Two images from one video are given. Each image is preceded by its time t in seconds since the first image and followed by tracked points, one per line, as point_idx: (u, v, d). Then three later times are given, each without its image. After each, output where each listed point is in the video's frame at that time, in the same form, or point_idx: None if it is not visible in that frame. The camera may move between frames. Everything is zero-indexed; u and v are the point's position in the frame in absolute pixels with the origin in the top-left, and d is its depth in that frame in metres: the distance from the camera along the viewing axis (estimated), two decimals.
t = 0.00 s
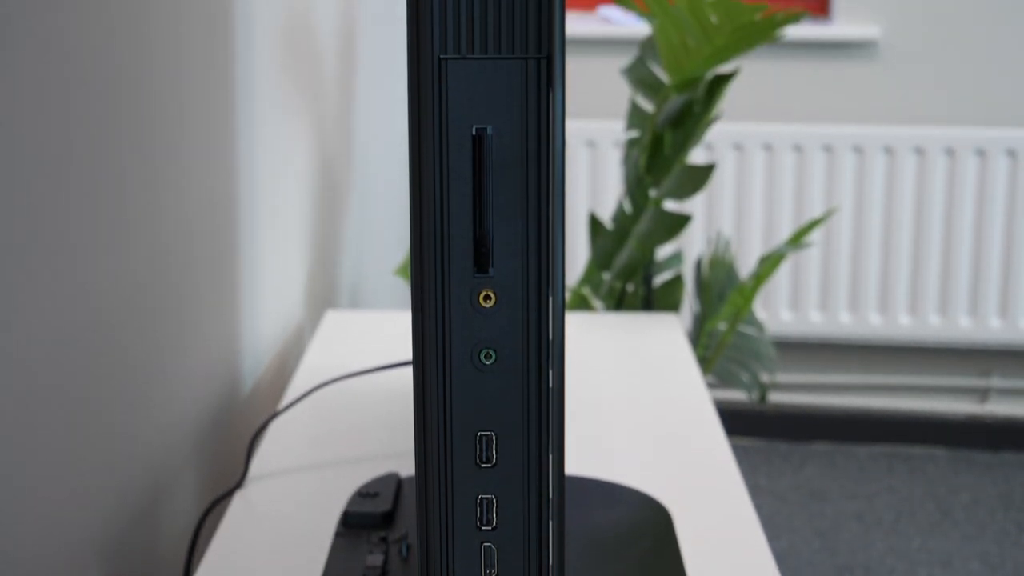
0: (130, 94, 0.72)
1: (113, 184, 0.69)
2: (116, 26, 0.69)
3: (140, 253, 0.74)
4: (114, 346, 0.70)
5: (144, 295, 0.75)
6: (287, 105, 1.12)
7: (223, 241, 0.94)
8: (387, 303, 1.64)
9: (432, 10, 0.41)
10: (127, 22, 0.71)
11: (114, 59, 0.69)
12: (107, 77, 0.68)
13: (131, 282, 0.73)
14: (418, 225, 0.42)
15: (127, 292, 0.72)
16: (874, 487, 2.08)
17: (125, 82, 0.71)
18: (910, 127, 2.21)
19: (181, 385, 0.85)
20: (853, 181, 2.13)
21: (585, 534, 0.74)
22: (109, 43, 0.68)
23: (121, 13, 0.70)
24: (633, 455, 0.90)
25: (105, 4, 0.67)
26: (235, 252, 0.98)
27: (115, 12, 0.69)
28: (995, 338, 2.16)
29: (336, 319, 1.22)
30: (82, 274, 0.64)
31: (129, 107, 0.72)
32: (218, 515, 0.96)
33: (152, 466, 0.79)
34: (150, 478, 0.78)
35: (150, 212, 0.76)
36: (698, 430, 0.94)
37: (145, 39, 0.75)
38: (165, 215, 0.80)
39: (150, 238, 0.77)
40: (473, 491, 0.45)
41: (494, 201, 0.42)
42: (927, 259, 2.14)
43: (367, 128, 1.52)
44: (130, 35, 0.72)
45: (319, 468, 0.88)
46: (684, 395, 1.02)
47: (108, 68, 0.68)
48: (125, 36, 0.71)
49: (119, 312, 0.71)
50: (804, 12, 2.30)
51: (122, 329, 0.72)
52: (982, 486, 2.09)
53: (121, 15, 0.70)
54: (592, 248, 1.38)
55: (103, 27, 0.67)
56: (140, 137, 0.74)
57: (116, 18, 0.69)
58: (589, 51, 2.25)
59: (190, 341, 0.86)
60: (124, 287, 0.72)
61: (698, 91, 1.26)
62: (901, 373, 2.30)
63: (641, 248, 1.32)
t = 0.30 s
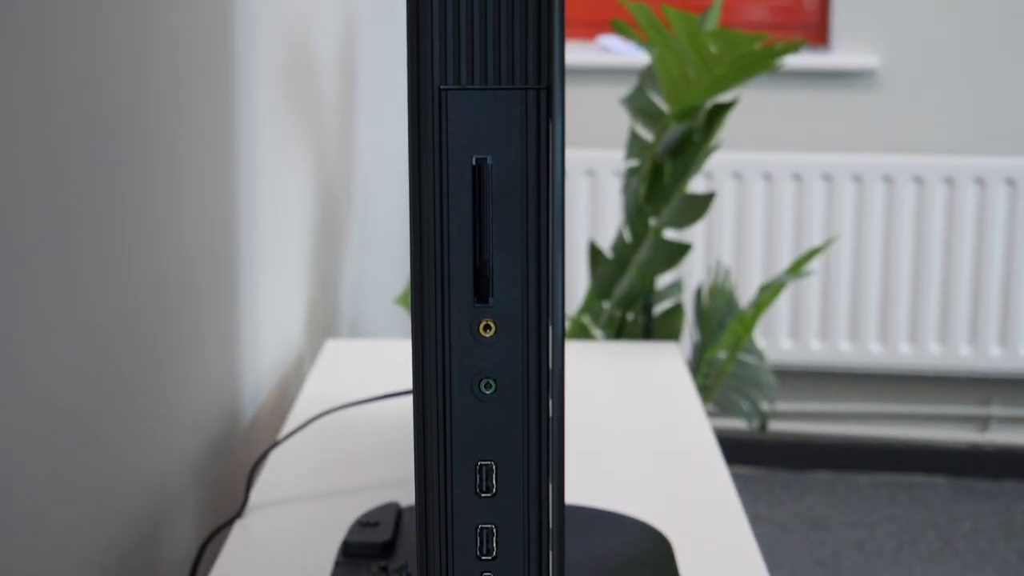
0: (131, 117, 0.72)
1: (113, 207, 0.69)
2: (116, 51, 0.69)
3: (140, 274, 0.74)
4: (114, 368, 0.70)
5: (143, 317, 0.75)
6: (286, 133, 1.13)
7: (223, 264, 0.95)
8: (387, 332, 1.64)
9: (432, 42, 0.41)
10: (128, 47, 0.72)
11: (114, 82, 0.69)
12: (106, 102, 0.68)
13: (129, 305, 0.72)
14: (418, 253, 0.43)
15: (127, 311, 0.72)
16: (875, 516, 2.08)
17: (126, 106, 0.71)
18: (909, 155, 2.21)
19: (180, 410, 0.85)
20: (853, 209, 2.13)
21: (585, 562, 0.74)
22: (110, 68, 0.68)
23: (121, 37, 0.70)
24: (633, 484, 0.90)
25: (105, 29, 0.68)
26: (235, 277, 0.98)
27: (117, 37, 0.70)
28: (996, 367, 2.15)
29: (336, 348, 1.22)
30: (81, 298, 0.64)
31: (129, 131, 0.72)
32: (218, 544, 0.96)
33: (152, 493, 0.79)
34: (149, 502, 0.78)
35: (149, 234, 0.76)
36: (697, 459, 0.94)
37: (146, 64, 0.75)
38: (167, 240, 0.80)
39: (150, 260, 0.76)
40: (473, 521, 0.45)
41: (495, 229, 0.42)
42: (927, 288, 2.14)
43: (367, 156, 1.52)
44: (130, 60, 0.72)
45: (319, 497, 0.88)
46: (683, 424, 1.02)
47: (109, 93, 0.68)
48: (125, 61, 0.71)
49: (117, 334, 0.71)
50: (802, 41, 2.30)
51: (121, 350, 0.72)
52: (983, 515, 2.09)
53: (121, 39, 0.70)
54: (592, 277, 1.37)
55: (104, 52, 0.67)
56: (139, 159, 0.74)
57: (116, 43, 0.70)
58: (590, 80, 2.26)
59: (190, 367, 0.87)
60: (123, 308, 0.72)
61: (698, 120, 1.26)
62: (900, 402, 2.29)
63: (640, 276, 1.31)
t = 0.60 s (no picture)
0: (142, 152, 0.71)
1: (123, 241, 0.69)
2: (129, 85, 0.69)
3: (146, 309, 0.74)
4: (118, 402, 0.70)
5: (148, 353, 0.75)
6: (291, 166, 1.12)
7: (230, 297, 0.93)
8: (388, 362, 1.65)
9: (433, 75, 0.44)
10: (140, 81, 0.71)
11: (126, 116, 0.69)
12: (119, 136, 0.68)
13: (133, 341, 0.72)
14: (419, 277, 0.46)
15: (131, 346, 0.71)
16: (876, 547, 2.08)
17: (139, 141, 0.71)
18: (909, 185, 2.21)
19: (186, 442, 0.85)
20: (853, 240, 2.14)
21: None
22: (123, 103, 0.68)
23: (134, 72, 0.70)
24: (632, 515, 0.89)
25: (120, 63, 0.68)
26: (240, 311, 0.97)
27: (129, 71, 0.70)
28: (996, 397, 2.15)
29: (335, 379, 1.22)
30: (92, 328, 0.65)
31: (142, 165, 0.72)
32: None
33: (156, 524, 0.78)
34: (148, 537, 0.76)
35: (157, 271, 0.76)
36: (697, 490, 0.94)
37: (158, 99, 0.74)
38: (176, 272, 0.79)
39: (158, 292, 0.76)
40: (474, 548, 0.48)
41: (494, 266, 0.45)
42: (927, 319, 2.14)
43: (368, 186, 1.53)
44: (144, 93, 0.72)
45: (319, 527, 0.88)
46: (683, 454, 1.02)
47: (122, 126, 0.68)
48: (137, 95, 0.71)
49: (122, 367, 0.70)
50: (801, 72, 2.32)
51: (126, 387, 0.71)
52: (984, 545, 2.09)
53: (133, 75, 0.70)
54: (591, 307, 1.37)
55: (117, 84, 0.67)
56: (151, 194, 0.74)
57: (131, 77, 0.69)
58: (590, 110, 2.26)
59: (194, 400, 0.86)
60: (127, 340, 0.71)
61: (697, 150, 1.26)
62: (899, 432, 2.29)
63: (639, 306, 1.31)
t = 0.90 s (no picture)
0: (145, 179, 0.72)
1: (126, 272, 0.69)
2: (133, 112, 0.69)
3: (150, 337, 0.74)
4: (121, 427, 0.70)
5: (151, 380, 0.75)
6: (293, 197, 1.12)
7: (231, 327, 0.93)
8: (388, 391, 1.65)
9: (432, 106, 0.45)
10: (145, 107, 0.72)
11: (131, 147, 0.69)
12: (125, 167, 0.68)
13: (136, 368, 0.72)
14: (418, 305, 0.47)
15: (134, 371, 0.71)
16: None
17: (145, 167, 0.72)
18: (909, 214, 2.22)
19: (189, 472, 0.85)
20: (853, 269, 2.14)
21: None
22: (128, 135, 0.69)
23: (138, 104, 0.70)
24: (631, 544, 0.89)
25: (125, 95, 0.68)
26: (241, 341, 0.97)
27: (135, 97, 0.70)
28: (997, 426, 2.15)
29: (335, 408, 1.22)
30: (96, 355, 0.65)
31: (146, 195, 0.72)
32: None
33: (157, 552, 0.78)
34: (149, 566, 0.76)
35: (160, 299, 0.76)
36: (696, 519, 0.94)
37: (161, 130, 0.75)
38: (177, 301, 0.79)
39: (161, 319, 0.76)
40: None
41: (495, 297, 0.46)
42: (926, 348, 2.13)
43: (368, 216, 1.53)
44: (148, 125, 0.72)
45: (319, 557, 0.88)
46: (683, 483, 1.02)
47: (127, 157, 0.68)
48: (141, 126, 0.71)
49: (126, 393, 0.70)
50: (800, 101, 2.32)
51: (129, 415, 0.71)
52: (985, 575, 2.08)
53: (137, 107, 0.70)
54: (592, 337, 1.36)
55: (122, 116, 0.68)
56: (155, 224, 0.74)
57: (135, 104, 0.70)
58: (590, 140, 2.27)
59: (195, 432, 0.86)
60: (130, 366, 0.71)
61: (696, 180, 1.26)
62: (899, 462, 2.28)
63: (639, 335, 1.30)
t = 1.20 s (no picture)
0: (147, 202, 0.72)
1: (127, 297, 0.69)
2: (136, 135, 0.70)
3: (152, 362, 0.74)
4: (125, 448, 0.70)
5: (154, 403, 0.75)
6: (293, 222, 1.12)
7: (234, 353, 0.93)
8: (388, 417, 1.65)
9: (433, 136, 0.47)
10: (147, 130, 0.72)
11: (133, 173, 0.69)
12: (127, 194, 0.68)
13: (138, 390, 0.72)
14: (419, 330, 0.49)
15: (137, 393, 0.71)
16: None
17: (147, 190, 0.72)
18: (909, 239, 2.22)
19: (191, 498, 0.85)
20: (852, 295, 2.14)
21: None
22: (130, 161, 0.69)
23: (140, 131, 0.71)
24: (633, 570, 0.89)
25: (127, 122, 0.69)
26: (242, 368, 0.97)
27: (137, 121, 0.70)
28: (997, 452, 2.15)
29: (335, 434, 1.22)
30: (100, 377, 0.65)
31: (149, 221, 0.72)
32: None
33: None
34: None
35: (161, 323, 0.76)
36: (699, 545, 0.94)
37: (163, 154, 0.75)
38: (177, 323, 0.79)
39: (162, 342, 0.76)
40: None
41: (494, 325, 0.49)
42: (926, 374, 2.13)
43: (368, 241, 1.53)
44: (150, 152, 0.72)
45: None
46: (684, 508, 1.02)
47: (127, 183, 0.69)
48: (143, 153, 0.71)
49: (128, 415, 0.70)
50: (799, 127, 2.33)
51: (133, 438, 0.71)
52: None
53: (141, 132, 0.71)
54: (592, 362, 1.35)
55: (123, 143, 0.68)
56: (156, 248, 0.74)
57: (137, 127, 0.70)
58: (590, 166, 2.27)
59: (197, 454, 0.85)
60: (133, 387, 0.71)
61: (695, 206, 1.26)
62: (899, 487, 2.28)
63: (640, 361, 1.30)
